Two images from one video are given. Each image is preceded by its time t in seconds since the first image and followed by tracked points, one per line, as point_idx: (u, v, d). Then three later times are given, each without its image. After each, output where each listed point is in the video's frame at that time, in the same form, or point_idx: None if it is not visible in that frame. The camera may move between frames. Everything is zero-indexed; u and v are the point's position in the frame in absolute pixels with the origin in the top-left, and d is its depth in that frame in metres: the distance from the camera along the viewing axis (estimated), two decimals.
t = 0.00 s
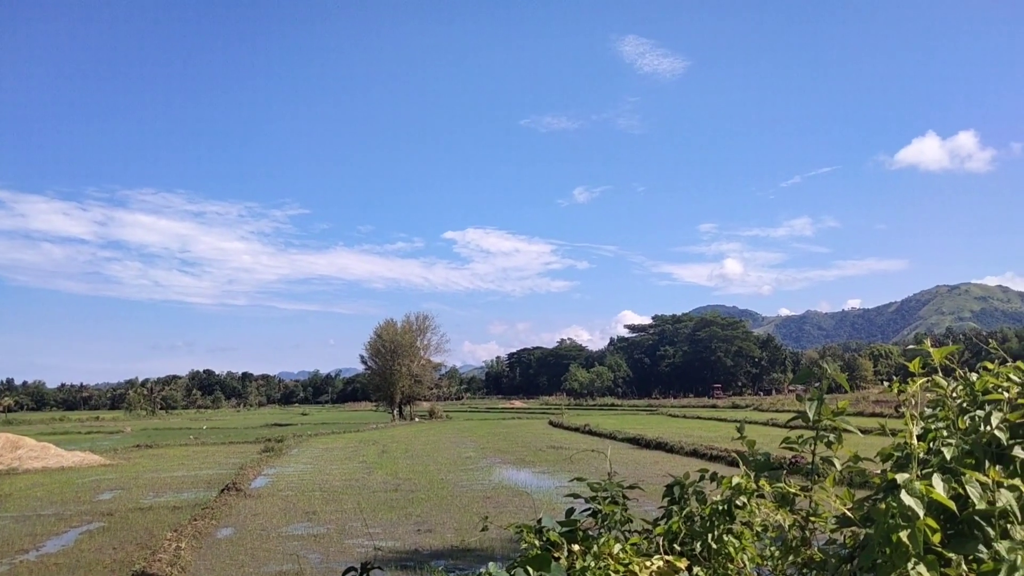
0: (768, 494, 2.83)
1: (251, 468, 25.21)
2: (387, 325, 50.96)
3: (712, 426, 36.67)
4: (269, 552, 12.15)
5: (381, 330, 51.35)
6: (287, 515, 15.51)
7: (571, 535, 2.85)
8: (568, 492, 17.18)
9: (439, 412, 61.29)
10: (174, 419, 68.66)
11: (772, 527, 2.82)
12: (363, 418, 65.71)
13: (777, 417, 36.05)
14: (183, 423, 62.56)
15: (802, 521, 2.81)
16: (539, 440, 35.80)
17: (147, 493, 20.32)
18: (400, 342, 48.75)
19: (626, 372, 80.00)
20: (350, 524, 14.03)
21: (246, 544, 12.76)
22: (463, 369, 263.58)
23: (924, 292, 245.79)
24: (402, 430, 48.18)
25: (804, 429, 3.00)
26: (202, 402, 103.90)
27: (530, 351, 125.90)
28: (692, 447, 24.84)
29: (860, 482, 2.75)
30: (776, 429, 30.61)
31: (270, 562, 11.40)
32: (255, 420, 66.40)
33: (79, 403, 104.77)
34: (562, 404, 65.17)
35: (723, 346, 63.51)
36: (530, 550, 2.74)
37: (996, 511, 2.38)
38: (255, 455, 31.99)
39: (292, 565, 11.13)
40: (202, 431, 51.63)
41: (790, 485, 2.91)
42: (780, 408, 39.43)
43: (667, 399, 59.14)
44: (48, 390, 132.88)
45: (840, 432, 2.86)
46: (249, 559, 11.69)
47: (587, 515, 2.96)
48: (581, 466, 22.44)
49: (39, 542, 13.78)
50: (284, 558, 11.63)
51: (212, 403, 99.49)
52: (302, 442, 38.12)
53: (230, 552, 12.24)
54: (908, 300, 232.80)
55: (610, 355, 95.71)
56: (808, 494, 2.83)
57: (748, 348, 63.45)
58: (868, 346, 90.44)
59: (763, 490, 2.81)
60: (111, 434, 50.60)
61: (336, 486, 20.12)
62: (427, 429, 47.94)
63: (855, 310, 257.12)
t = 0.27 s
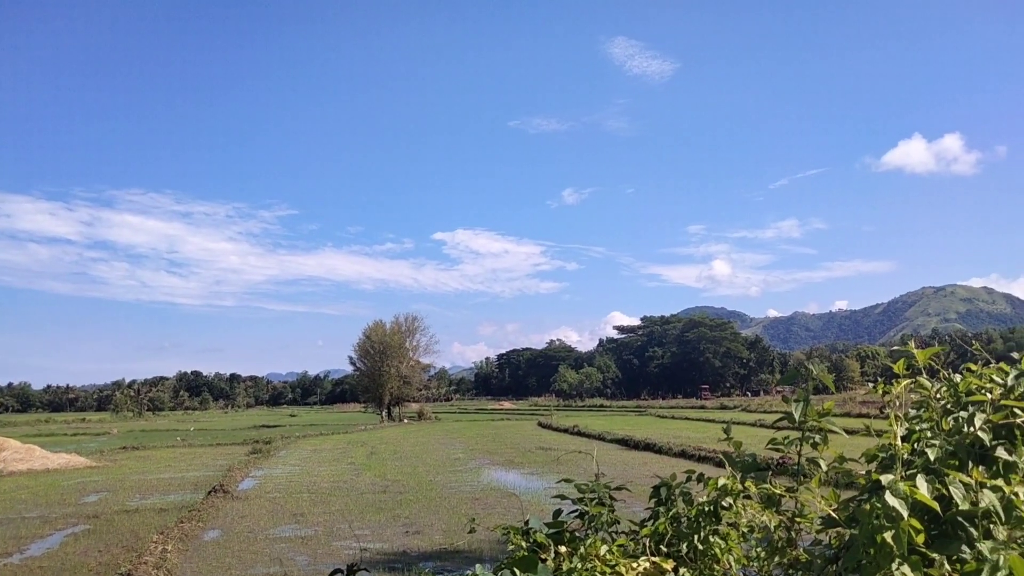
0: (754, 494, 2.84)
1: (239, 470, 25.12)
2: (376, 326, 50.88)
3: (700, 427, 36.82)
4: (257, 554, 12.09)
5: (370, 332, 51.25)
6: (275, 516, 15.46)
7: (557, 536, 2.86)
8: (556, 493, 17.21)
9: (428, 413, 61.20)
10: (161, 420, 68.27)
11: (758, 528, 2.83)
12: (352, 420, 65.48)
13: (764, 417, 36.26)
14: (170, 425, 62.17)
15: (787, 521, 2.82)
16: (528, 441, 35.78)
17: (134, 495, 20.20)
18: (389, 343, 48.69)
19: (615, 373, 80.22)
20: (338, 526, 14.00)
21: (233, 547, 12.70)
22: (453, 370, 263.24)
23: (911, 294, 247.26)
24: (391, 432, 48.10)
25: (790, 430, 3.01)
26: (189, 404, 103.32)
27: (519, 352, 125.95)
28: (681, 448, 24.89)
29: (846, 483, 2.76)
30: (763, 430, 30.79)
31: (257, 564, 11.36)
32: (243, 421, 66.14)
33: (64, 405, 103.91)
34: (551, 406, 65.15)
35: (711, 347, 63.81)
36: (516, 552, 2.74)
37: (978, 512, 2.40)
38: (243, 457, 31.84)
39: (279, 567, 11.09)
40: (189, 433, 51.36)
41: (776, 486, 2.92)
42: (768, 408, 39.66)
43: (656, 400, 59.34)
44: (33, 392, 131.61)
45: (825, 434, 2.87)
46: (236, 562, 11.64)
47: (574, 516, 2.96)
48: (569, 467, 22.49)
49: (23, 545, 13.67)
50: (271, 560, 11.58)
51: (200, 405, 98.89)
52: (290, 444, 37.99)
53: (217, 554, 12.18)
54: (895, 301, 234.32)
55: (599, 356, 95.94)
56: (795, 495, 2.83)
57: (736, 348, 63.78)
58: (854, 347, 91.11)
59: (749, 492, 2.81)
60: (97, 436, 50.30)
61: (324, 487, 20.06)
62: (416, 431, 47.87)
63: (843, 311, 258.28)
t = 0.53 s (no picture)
0: (742, 495, 2.84)
1: (227, 471, 25.01)
2: (366, 327, 50.74)
3: (689, 428, 36.93)
4: (245, 555, 12.05)
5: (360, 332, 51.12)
6: (263, 518, 15.41)
7: (545, 537, 2.86)
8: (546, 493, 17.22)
9: (418, 414, 61.09)
10: (149, 422, 67.86)
11: (745, 529, 2.83)
12: (341, 420, 65.29)
13: (753, 418, 36.42)
14: (158, 426, 61.83)
15: (774, 523, 2.83)
16: (518, 442, 35.77)
17: (121, 496, 20.10)
18: (379, 344, 48.59)
19: (604, 374, 80.37)
20: (326, 527, 13.96)
21: (221, 548, 12.65)
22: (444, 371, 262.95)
23: (900, 295, 248.51)
24: (381, 433, 47.99)
25: (777, 430, 3.02)
26: (178, 405, 102.80)
27: (510, 353, 125.88)
28: (670, 448, 24.94)
29: (832, 483, 2.77)
30: (753, 431, 30.90)
31: (245, 566, 11.31)
32: (232, 422, 65.89)
33: (51, 406, 103.10)
34: (541, 406, 65.20)
35: (701, 348, 64.02)
36: (504, 553, 2.75)
37: (964, 511, 2.41)
38: (231, 457, 31.74)
39: (267, 568, 11.03)
40: (178, 434, 51.17)
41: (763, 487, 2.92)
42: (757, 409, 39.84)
43: (646, 401, 59.48)
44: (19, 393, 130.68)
45: (812, 433, 2.89)
46: (224, 563, 11.60)
47: (561, 516, 2.97)
48: (559, 467, 22.49)
49: (8, 548, 13.57)
50: (259, 561, 11.54)
51: (188, 406, 98.42)
52: (279, 445, 37.89)
53: (205, 556, 12.13)
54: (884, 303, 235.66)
55: (589, 358, 96.03)
56: (782, 496, 2.84)
57: (726, 349, 64.03)
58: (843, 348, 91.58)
59: (736, 492, 2.82)
60: (84, 437, 50.00)
61: (313, 488, 20.00)
62: (406, 432, 47.77)
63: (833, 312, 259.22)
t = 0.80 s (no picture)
0: (727, 495, 2.85)
1: (213, 472, 24.86)
2: (354, 327, 50.59)
3: (676, 428, 37.08)
4: (231, 557, 11.98)
5: (347, 333, 50.96)
6: (249, 519, 15.33)
7: (531, 538, 2.86)
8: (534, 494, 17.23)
9: (406, 415, 60.94)
10: (134, 422, 67.31)
11: (731, 529, 2.85)
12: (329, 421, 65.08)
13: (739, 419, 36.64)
14: (143, 427, 61.36)
15: (759, 523, 2.84)
16: (506, 442, 35.80)
17: (105, 497, 19.93)
18: (367, 344, 48.46)
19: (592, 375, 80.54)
20: (313, 528, 13.91)
21: (206, 549, 12.59)
22: (432, 372, 262.28)
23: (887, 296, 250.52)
24: (368, 433, 47.84)
25: (762, 431, 3.03)
26: (164, 406, 102.04)
27: (498, 353, 125.77)
28: (658, 448, 25.04)
29: (815, 484, 2.79)
30: (739, 431, 31.06)
31: (231, 567, 11.26)
32: (218, 423, 65.51)
33: (34, 407, 101.94)
34: (529, 407, 65.20)
35: (689, 349, 64.30)
36: (490, 553, 2.75)
37: (945, 512, 2.43)
38: (217, 459, 31.55)
39: (253, 570, 10.97)
40: (163, 435, 50.78)
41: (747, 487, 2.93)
42: (743, 410, 40.08)
43: (634, 402, 59.67)
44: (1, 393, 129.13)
45: (797, 434, 2.90)
46: (209, 565, 11.54)
47: (548, 517, 2.97)
48: (547, 468, 22.50)
49: None
50: (245, 563, 11.49)
51: (174, 406, 97.67)
52: (266, 446, 37.68)
53: (190, 557, 12.07)
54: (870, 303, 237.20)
55: (577, 358, 96.12)
56: (767, 496, 2.85)
57: (713, 350, 64.35)
58: (828, 349, 92.36)
59: (721, 492, 2.83)
60: (68, 438, 49.54)
61: (300, 489, 19.94)
62: (393, 432, 47.65)
63: (820, 313, 260.85)
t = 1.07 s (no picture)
0: (712, 495, 2.86)
1: (198, 472, 24.70)
2: (341, 326, 50.39)
3: (664, 428, 37.21)
4: (216, 558, 11.92)
5: (334, 332, 50.76)
6: (235, 519, 15.26)
7: (517, 538, 2.86)
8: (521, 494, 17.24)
9: (393, 415, 60.80)
10: (119, 422, 66.78)
11: (716, 528, 2.85)
12: (316, 421, 64.76)
13: (726, 418, 36.85)
14: (127, 427, 60.88)
15: (744, 521, 2.85)
16: (494, 442, 35.80)
17: (88, 498, 19.76)
18: (354, 344, 48.31)
19: (580, 374, 80.67)
20: (299, 528, 13.86)
21: (191, 551, 12.51)
22: (421, 372, 261.59)
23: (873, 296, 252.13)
24: (355, 433, 47.67)
25: (746, 431, 3.04)
26: (149, 406, 101.24)
27: (486, 353, 125.59)
28: (645, 448, 25.12)
29: (801, 483, 2.80)
30: (726, 431, 31.22)
31: (216, 568, 11.20)
32: (204, 422, 65.08)
33: (15, 407, 100.80)
34: (517, 407, 65.19)
35: (676, 348, 64.55)
36: (475, 553, 2.74)
37: (927, 509, 2.45)
38: (203, 459, 31.34)
39: (238, 571, 10.89)
40: (148, 435, 50.38)
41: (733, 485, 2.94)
42: (730, 409, 40.29)
43: (621, 402, 59.82)
44: None
45: (782, 433, 2.91)
46: (194, 565, 11.47)
47: (534, 517, 2.96)
48: (534, 468, 22.52)
49: None
50: (230, 564, 11.43)
51: (159, 406, 96.90)
52: (252, 446, 37.48)
53: (175, 558, 11.99)
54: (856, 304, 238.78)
55: (565, 358, 96.22)
56: (752, 495, 2.85)
57: (700, 350, 64.65)
58: (813, 349, 93.05)
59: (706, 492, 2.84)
60: (51, 438, 49.05)
61: (286, 490, 19.84)
62: (380, 432, 47.51)
63: (807, 313, 261.21)
